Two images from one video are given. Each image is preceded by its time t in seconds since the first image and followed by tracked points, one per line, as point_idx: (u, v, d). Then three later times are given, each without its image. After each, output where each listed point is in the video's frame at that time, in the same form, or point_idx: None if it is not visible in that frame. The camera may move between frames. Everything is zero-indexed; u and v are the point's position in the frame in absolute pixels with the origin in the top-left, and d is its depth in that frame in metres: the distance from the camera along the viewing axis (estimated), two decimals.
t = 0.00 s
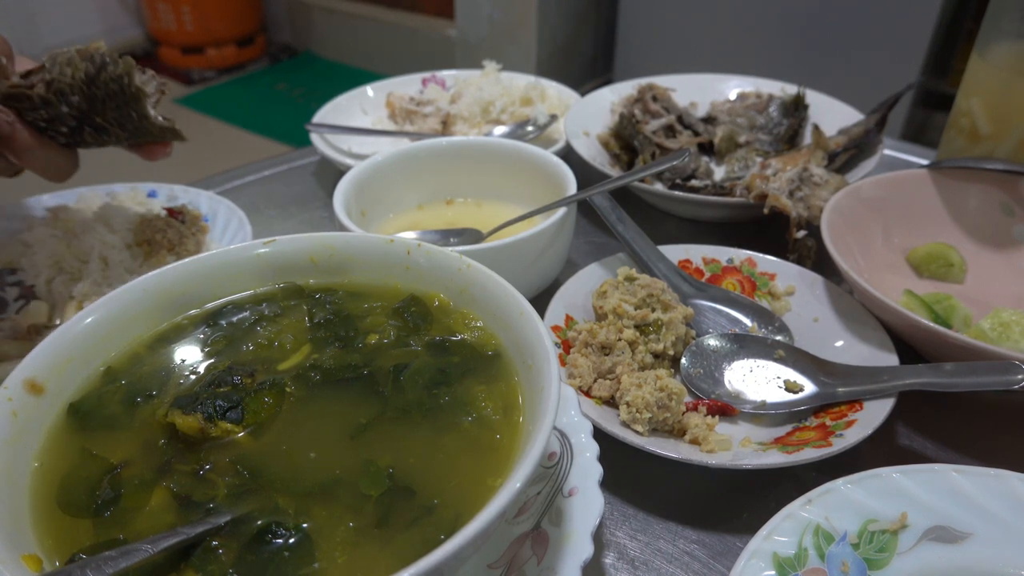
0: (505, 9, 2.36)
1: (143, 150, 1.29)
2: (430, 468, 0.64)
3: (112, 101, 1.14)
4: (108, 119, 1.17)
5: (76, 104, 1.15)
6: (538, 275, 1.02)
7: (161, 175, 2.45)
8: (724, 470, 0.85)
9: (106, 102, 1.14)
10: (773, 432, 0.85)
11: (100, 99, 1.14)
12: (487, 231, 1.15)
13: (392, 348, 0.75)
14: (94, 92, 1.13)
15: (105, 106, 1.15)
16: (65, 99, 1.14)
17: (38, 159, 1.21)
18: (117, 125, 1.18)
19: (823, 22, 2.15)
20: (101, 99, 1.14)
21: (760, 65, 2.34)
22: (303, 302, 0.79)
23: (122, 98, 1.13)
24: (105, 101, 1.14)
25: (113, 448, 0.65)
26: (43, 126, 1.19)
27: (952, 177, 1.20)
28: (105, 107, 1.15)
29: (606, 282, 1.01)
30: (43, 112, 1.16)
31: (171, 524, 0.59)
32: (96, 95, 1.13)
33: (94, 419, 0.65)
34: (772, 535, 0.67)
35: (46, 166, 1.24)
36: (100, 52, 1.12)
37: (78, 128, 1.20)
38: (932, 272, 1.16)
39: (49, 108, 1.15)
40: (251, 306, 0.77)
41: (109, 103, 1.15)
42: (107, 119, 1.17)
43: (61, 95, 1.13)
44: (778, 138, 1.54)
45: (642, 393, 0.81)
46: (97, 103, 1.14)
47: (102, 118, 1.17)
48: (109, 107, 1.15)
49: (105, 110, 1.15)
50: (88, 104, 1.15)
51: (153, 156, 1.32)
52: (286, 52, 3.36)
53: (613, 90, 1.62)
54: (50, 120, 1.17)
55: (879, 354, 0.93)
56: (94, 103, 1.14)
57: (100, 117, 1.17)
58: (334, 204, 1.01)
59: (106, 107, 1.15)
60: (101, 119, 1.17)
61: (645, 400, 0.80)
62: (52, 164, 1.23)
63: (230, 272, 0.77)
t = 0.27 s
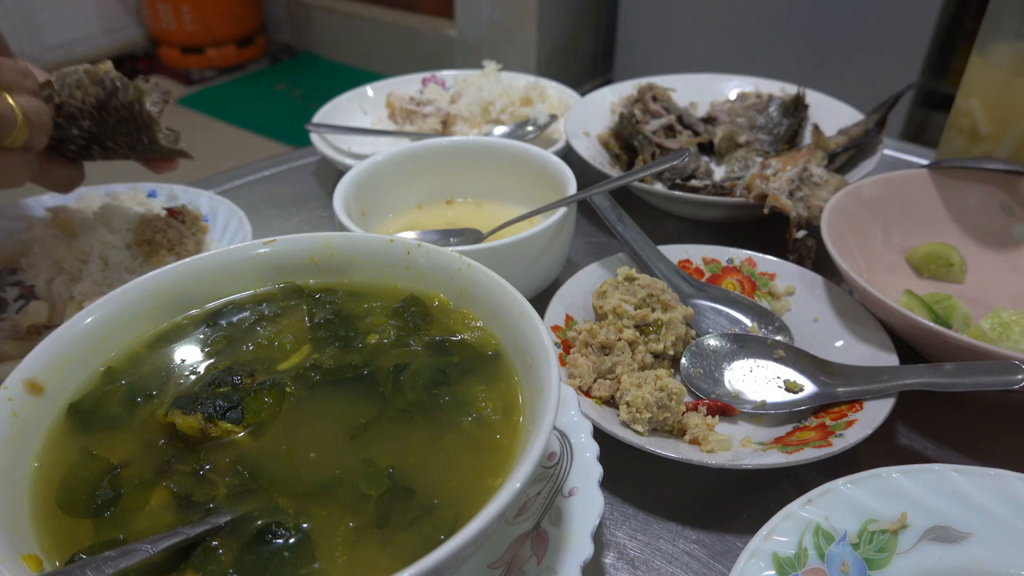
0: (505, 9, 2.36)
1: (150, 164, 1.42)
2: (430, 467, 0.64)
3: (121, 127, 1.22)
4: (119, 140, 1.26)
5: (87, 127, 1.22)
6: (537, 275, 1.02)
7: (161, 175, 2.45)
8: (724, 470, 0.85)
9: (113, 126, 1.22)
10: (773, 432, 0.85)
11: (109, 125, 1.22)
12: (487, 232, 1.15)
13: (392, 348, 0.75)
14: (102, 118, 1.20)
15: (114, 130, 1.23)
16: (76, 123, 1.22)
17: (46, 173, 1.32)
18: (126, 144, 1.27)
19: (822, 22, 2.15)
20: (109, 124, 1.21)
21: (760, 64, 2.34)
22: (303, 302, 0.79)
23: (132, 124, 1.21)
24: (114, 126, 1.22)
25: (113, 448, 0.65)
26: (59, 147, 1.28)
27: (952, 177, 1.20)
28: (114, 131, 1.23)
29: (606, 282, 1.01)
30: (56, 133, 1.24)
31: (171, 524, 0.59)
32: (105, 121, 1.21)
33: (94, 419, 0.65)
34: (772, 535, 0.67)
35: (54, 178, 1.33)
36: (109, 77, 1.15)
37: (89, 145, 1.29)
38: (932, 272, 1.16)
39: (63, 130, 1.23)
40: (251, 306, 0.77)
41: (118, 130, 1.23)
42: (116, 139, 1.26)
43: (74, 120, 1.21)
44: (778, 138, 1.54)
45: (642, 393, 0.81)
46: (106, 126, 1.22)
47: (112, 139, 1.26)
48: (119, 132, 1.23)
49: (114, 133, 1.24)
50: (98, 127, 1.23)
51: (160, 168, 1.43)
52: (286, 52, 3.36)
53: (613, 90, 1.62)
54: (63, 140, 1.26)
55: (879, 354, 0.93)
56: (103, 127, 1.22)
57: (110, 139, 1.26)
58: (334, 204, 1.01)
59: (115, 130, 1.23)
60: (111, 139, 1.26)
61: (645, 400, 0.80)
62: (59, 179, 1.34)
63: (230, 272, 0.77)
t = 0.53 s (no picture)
0: (505, 9, 2.36)
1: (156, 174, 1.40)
2: (430, 468, 0.64)
3: (130, 146, 1.24)
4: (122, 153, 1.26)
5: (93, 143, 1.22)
6: (537, 275, 1.02)
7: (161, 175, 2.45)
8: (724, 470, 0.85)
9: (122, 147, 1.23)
10: (773, 432, 0.85)
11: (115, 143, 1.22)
12: (487, 232, 1.15)
13: (392, 348, 0.75)
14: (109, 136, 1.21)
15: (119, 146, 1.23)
16: (83, 141, 1.22)
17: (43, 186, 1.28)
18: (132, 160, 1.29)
19: (822, 22, 2.15)
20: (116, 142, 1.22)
21: (760, 64, 2.34)
22: (303, 302, 0.79)
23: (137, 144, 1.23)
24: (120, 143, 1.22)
25: (113, 448, 0.65)
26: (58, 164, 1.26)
27: (952, 177, 1.20)
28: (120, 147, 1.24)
29: (606, 282, 1.01)
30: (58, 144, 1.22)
31: (171, 524, 0.59)
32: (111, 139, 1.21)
33: (94, 419, 0.65)
34: (772, 535, 0.67)
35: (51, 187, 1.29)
36: (117, 98, 1.15)
37: (93, 159, 1.29)
38: (932, 272, 1.16)
39: (67, 145, 1.23)
40: (250, 306, 0.77)
41: (124, 147, 1.23)
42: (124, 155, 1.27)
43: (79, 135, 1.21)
44: (778, 138, 1.54)
45: (642, 393, 0.81)
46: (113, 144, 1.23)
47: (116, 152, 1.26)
48: (124, 148, 1.24)
49: (120, 150, 1.25)
50: (106, 145, 1.24)
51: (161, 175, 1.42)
52: (286, 52, 3.36)
53: (613, 90, 1.62)
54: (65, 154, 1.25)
55: (878, 354, 0.93)
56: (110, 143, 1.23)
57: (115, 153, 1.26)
58: (334, 204, 1.01)
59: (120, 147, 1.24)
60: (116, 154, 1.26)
61: (645, 400, 0.80)
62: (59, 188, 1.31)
63: (230, 272, 0.77)
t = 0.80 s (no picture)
0: (505, 10, 2.36)
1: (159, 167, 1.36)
2: (430, 468, 0.63)
3: (135, 139, 1.22)
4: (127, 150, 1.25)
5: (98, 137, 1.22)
6: (537, 275, 1.02)
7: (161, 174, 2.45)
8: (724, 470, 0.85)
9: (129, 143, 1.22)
10: (773, 432, 0.85)
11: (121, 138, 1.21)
12: (487, 232, 1.15)
13: (392, 348, 0.75)
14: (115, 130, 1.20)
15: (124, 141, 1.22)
16: (89, 133, 1.21)
17: (50, 180, 1.26)
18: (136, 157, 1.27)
19: (822, 22, 2.15)
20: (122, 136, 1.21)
21: (760, 64, 2.34)
22: (303, 302, 0.79)
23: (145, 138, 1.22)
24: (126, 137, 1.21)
25: (113, 448, 0.65)
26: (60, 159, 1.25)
27: (952, 177, 1.20)
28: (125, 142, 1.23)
29: (606, 282, 1.01)
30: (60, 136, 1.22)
31: (171, 524, 0.59)
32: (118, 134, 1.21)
33: (94, 419, 0.65)
34: (772, 535, 0.67)
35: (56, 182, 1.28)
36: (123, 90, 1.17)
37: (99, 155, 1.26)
38: (932, 272, 1.16)
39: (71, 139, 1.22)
40: (250, 306, 0.77)
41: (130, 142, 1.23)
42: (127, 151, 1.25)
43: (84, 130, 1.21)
44: (778, 138, 1.54)
45: (642, 393, 0.81)
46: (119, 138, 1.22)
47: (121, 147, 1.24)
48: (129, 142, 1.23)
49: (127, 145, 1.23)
50: (111, 138, 1.22)
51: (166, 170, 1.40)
52: (286, 52, 3.36)
53: (613, 90, 1.62)
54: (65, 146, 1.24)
55: (879, 354, 0.93)
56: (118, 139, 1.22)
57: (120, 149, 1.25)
58: (334, 204, 1.01)
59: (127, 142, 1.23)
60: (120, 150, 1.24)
61: (645, 400, 0.81)
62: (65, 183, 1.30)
63: (230, 272, 0.77)
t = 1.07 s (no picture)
0: (505, 10, 2.36)
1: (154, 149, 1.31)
2: (430, 468, 0.64)
3: (107, 118, 1.13)
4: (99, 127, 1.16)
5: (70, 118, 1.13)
6: (537, 275, 1.02)
7: (161, 174, 2.45)
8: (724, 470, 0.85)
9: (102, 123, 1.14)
10: (773, 432, 0.85)
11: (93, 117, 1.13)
12: (487, 232, 1.15)
13: (392, 348, 0.75)
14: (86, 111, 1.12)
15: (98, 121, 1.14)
16: (63, 117, 1.13)
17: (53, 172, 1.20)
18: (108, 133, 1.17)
19: (822, 22, 2.15)
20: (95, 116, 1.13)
21: (760, 64, 2.34)
22: (303, 302, 0.79)
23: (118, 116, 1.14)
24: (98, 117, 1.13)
25: (113, 448, 0.65)
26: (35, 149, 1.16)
27: (952, 177, 1.20)
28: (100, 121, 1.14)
29: (606, 282, 1.01)
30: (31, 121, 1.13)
31: (171, 524, 0.59)
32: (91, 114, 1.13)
33: (94, 419, 0.65)
34: (772, 535, 0.67)
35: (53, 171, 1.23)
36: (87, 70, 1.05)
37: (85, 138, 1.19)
38: (932, 272, 1.16)
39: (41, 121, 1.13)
40: (250, 307, 0.77)
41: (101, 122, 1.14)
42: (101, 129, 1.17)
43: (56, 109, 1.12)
44: (778, 138, 1.54)
45: (642, 393, 0.81)
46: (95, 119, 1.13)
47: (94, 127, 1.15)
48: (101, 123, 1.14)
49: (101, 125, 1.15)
50: (84, 121, 1.13)
51: (159, 151, 1.34)
52: (286, 52, 3.36)
53: (613, 90, 1.62)
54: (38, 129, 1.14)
55: (878, 354, 0.93)
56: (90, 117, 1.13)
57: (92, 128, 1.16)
58: (334, 204, 1.01)
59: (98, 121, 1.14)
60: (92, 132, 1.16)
61: (645, 400, 0.81)
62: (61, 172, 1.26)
63: (230, 272, 0.77)
